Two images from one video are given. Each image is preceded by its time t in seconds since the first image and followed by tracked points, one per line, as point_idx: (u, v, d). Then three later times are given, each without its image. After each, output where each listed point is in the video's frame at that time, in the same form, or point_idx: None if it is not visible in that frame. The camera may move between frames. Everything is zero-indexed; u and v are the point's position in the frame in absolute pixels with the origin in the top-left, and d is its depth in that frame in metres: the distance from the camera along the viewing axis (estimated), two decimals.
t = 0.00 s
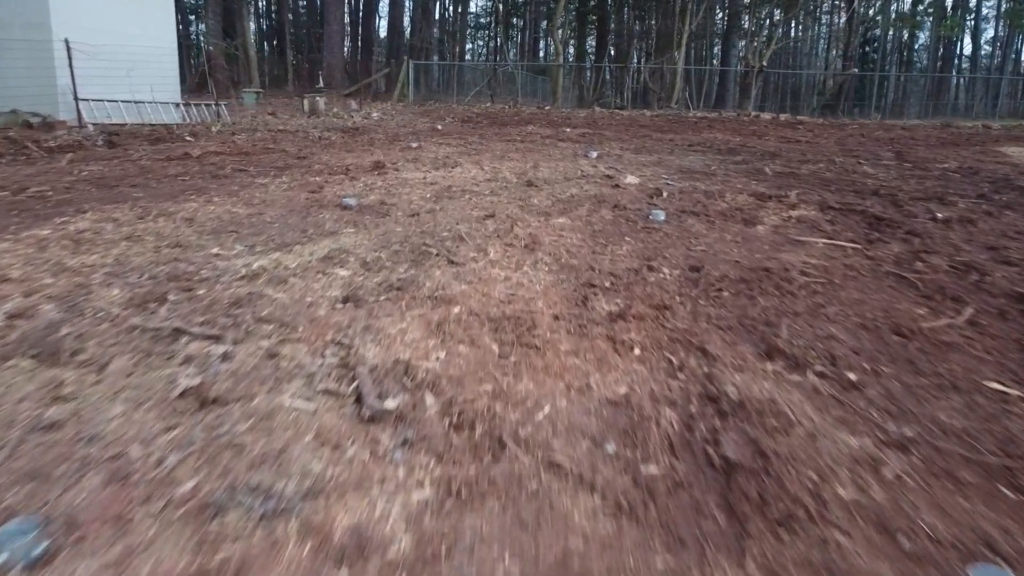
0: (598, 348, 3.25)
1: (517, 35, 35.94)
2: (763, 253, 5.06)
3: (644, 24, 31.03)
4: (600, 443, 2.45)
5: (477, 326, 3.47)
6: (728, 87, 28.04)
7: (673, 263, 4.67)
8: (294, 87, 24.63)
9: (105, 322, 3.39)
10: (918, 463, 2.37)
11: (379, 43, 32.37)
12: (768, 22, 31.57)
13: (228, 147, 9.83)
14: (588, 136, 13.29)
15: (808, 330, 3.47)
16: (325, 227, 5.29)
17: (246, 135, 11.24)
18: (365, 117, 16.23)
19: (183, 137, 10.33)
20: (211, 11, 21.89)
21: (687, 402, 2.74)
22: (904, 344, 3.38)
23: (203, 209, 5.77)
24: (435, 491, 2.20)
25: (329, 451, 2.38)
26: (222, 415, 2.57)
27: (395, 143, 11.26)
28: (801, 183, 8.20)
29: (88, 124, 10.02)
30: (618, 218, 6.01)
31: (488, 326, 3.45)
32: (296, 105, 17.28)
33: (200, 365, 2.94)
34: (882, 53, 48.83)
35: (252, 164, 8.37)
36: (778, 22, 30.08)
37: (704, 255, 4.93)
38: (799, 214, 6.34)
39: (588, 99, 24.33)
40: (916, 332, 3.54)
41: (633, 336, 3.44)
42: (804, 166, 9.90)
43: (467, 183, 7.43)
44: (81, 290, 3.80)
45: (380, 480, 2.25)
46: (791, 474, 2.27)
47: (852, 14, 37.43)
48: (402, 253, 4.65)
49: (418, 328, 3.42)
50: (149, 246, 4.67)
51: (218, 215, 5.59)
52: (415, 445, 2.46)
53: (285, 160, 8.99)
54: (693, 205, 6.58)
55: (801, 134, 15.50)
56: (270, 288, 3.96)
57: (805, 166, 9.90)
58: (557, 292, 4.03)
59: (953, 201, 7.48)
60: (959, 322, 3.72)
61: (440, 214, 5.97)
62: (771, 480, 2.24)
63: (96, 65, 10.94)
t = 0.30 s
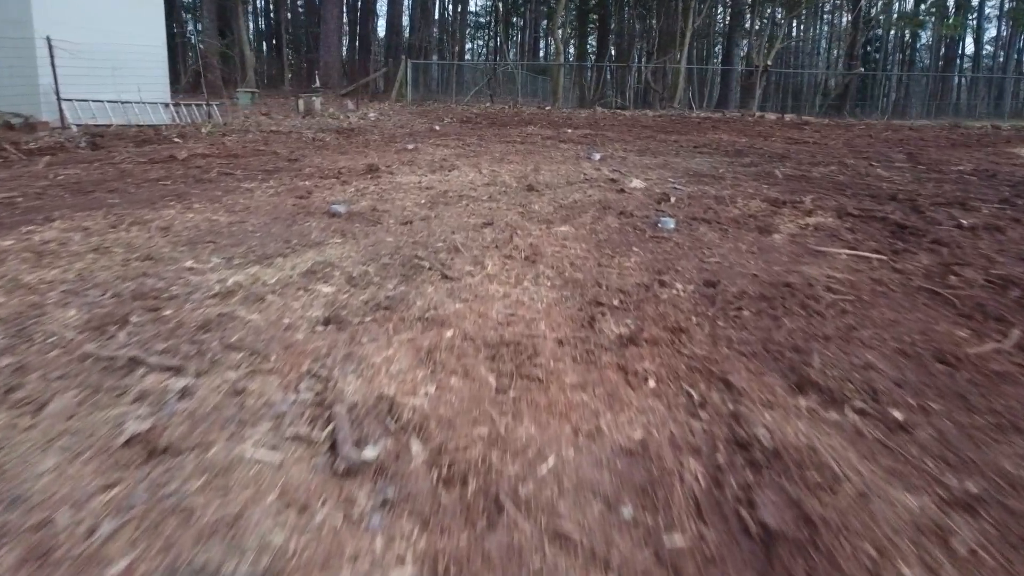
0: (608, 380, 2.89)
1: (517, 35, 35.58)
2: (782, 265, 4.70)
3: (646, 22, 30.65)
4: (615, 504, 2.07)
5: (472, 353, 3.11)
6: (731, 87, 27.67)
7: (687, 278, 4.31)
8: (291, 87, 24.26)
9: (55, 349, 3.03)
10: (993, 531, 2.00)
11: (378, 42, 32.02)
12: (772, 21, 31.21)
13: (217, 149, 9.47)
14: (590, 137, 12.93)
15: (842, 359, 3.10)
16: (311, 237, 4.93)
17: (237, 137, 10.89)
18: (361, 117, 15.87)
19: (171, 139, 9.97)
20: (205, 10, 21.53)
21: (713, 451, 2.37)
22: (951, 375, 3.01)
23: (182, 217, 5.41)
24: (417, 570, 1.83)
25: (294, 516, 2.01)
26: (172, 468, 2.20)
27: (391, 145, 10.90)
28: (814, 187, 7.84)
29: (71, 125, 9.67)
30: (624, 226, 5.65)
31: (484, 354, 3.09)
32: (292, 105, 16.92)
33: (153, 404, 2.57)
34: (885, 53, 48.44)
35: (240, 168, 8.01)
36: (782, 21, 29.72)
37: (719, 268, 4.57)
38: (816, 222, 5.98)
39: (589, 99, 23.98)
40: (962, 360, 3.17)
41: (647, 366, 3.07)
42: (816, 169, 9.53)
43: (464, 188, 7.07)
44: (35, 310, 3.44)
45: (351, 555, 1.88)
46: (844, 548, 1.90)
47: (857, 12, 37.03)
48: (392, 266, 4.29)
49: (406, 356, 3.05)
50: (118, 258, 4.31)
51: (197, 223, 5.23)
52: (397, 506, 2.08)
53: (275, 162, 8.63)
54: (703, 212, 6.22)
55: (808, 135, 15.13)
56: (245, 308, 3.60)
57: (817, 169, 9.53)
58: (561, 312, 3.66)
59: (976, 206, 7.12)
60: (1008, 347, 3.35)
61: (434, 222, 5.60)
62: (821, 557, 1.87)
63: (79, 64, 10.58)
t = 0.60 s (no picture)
0: (621, 422, 2.52)
1: (518, 34, 35.24)
2: (805, 280, 4.32)
3: (648, 21, 30.26)
4: None
5: (466, 387, 2.73)
6: (734, 86, 27.31)
7: (703, 296, 3.94)
8: (287, 87, 23.88)
9: None
10: None
11: (377, 41, 31.68)
12: (775, 20, 30.83)
13: (204, 152, 9.09)
14: (592, 137, 12.57)
15: (886, 395, 2.73)
16: (295, 248, 4.56)
17: (228, 138, 10.52)
18: (357, 117, 15.50)
19: (158, 141, 9.61)
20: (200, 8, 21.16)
21: (750, 519, 1.99)
22: (1012, 414, 2.64)
23: (156, 226, 5.04)
24: None
25: None
26: (100, 544, 1.81)
27: (387, 146, 10.54)
28: (829, 192, 7.47)
29: (52, 126, 9.31)
30: (631, 235, 5.28)
31: (480, 389, 2.72)
32: (287, 105, 16.54)
33: (89, 456, 2.19)
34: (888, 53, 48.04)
35: (226, 171, 7.65)
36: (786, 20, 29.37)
37: (736, 283, 4.20)
38: (836, 230, 5.60)
39: (590, 99, 23.63)
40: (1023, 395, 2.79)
41: (665, 403, 2.69)
42: (829, 172, 9.16)
43: (461, 193, 6.70)
44: None
45: None
46: None
47: (861, 11, 36.63)
48: (381, 282, 3.92)
49: (390, 392, 2.68)
50: (80, 274, 3.94)
51: (172, 232, 4.86)
52: None
53: (264, 166, 8.26)
54: (716, 219, 5.85)
55: (816, 136, 14.76)
56: (213, 333, 3.23)
57: (830, 172, 9.16)
58: (566, 336, 3.29)
59: (1002, 212, 6.74)
60: None
61: (428, 231, 5.23)
62: None
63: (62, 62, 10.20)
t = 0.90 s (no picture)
0: (636, 467, 2.21)
1: (518, 34, 34.97)
2: (826, 294, 4.02)
3: (649, 21, 29.99)
4: None
5: (460, 424, 2.43)
6: (736, 86, 27.04)
7: (719, 313, 3.63)
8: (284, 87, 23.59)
9: None
10: None
11: (376, 40, 31.40)
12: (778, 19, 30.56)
13: (194, 154, 8.80)
14: (594, 138, 12.28)
15: (934, 433, 2.42)
16: (278, 259, 4.26)
17: (219, 140, 10.23)
18: (354, 117, 15.22)
19: (146, 142, 9.32)
20: (196, 7, 20.88)
21: None
22: None
23: (132, 233, 4.74)
24: None
25: None
26: None
27: (383, 148, 10.25)
28: (842, 196, 7.17)
29: (35, 127, 9.03)
30: (638, 242, 4.98)
31: (475, 425, 2.41)
32: (283, 105, 16.26)
33: (17, 517, 1.88)
34: (890, 53, 47.74)
35: (214, 173, 7.36)
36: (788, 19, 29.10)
37: (753, 298, 3.90)
38: (854, 238, 5.31)
39: (591, 99, 23.36)
40: None
41: (684, 442, 2.39)
42: (839, 175, 8.87)
43: (458, 197, 6.40)
44: None
45: None
46: None
47: (864, 10, 36.34)
48: (370, 296, 3.61)
49: (374, 430, 2.37)
50: (42, 289, 3.63)
51: (149, 241, 4.56)
52: None
53: (255, 168, 7.96)
54: (726, 226, 5.55)
55: (822, 137, 14.48)
56: (180, 357, 2.92)
57: (840, 175, 8.87)
58: (571, 361, 2.99)
59: None
60: None
61: (423, 239, 4.93)
62: None
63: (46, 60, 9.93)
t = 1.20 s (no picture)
0: (660, 543, 1.84)
1: (518, 33, 34.63)
2: (857, 314, 3.66)
3: (651, 20, 29.66)
4: None
5: (450, 484, 2.05)
6: (740, 86, 26.68)
7: (742, 338, 3.26)
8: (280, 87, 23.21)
9: None
10: None
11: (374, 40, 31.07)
12: (780, 18, 30.23)
13: (179, 156, 8.44)
14: (596, 139, 11.92)
15: (1010, 496, 2.06)
16: (255, 274, 3.89)
17: (208, 141, 9.87)
18: (350, 118, 14.87)
19: (130, 145, 8.96)
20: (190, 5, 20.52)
21: None
22: None
23: (99, 245, 4.37)
24: None
25: None
26: None
27: (378, 149, 9.90)
28: (859, 201, 6.81)
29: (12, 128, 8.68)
30: (647, 254, 4.61)
31: (467, 485, 2.05)
32: (277, 105, 15.89)
33: None
34: (893, 52, 47.36)
35: (197, 178, 6.99)
36: (792, 19, 28.77)
37: (777, 319, 3.54)
38: (879, 248, 4.94)
39: (592, 100, 23.02)
40: None
41: (718, 507, 2.02)
42: (853, 179, 8.52)
43: (454, 203, 6.04)
44: None
45: None
46: None
47: (868, 9, 35.97)
48: (353, 319, 3.24)
49: (348, 493, 1.99)
50: None
51: (116, 253, 4.19)
52: None
53: (241, 172, 7.59)
54: (741, 235, 5.18)
55: (830, 138, 14.13)
56: (131, 395, 2.55)
57: (854, 179, 8.52)
58: (578, 398, 2.62)
59: None
60: None
61: (415, 251, 4.57)
62: None
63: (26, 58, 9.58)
